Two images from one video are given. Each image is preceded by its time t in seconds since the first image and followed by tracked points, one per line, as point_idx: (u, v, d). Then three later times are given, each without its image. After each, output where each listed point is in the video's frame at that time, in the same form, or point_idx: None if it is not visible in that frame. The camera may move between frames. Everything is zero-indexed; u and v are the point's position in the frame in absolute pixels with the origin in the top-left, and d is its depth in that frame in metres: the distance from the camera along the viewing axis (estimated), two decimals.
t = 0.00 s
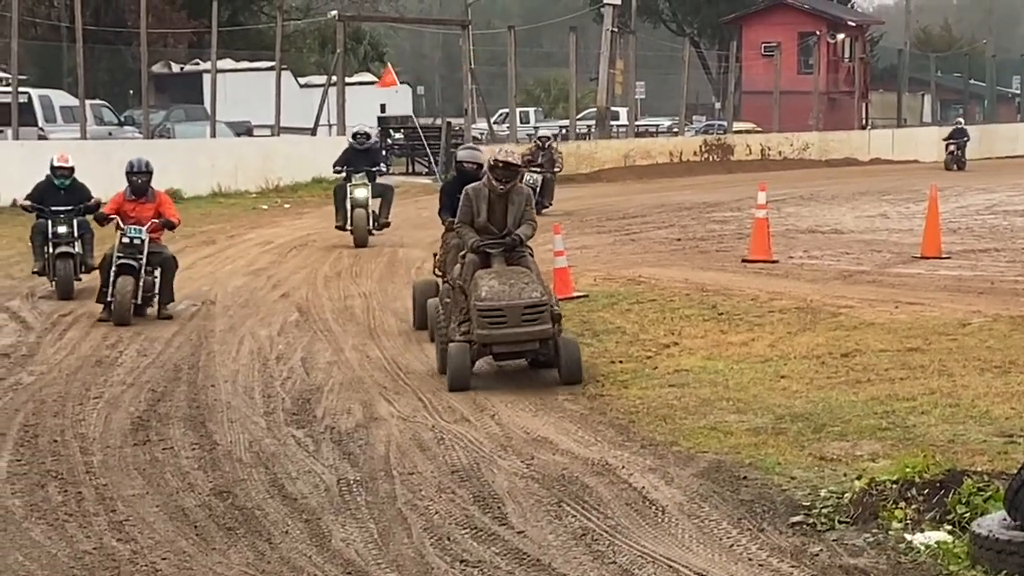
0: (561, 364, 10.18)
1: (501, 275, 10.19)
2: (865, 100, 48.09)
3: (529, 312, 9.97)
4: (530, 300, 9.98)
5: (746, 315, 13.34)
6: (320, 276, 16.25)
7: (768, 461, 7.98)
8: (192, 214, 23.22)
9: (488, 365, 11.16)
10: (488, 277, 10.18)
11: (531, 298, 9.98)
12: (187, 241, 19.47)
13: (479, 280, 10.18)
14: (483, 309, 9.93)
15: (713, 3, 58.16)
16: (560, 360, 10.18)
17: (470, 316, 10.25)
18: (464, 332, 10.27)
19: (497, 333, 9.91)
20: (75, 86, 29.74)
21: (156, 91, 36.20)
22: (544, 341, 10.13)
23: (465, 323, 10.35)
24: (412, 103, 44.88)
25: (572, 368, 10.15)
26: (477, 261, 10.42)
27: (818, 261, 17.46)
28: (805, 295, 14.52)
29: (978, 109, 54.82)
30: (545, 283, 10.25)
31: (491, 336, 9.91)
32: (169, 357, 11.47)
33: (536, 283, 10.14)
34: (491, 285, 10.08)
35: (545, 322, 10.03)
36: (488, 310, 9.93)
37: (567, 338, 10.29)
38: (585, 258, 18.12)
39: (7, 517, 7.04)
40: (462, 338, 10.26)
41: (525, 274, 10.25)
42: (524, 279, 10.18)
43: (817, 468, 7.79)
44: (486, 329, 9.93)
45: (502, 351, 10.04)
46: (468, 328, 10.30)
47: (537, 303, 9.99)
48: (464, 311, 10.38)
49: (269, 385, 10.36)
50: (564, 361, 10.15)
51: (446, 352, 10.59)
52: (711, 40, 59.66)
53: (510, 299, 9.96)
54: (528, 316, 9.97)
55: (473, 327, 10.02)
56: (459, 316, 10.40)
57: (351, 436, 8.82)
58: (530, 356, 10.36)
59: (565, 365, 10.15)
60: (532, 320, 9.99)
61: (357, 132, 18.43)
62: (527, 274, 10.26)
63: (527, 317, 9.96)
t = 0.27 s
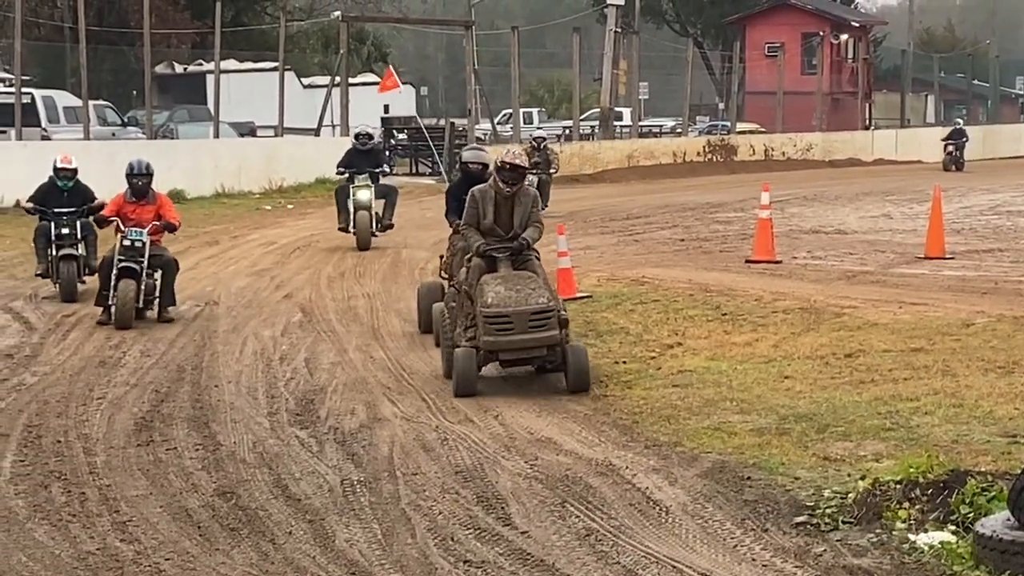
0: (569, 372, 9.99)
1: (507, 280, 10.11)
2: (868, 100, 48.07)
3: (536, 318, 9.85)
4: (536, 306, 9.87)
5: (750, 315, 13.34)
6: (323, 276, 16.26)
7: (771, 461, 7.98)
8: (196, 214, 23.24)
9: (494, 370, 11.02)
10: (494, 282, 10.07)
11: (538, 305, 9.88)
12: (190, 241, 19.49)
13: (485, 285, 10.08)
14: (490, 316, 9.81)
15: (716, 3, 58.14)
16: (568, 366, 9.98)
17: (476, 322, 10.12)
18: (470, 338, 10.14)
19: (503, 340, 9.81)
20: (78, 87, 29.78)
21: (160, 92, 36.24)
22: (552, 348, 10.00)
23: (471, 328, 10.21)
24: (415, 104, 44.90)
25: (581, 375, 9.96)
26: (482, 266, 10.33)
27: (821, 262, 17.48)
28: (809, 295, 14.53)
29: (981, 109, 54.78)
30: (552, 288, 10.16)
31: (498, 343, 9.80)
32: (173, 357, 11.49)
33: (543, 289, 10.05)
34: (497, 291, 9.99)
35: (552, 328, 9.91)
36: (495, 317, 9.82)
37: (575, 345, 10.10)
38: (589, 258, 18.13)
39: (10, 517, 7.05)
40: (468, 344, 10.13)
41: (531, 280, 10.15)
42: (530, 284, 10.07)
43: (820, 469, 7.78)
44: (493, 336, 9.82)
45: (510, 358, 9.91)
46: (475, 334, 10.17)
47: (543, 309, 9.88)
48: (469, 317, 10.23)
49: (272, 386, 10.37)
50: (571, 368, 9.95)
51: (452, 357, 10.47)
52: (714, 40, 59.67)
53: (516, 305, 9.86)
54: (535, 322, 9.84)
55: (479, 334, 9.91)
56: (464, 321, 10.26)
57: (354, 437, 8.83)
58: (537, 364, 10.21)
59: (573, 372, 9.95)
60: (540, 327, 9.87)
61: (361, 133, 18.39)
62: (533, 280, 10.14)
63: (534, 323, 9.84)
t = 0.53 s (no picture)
0: (578, 382, 9.67)
1: (516, 286, 9.84)
2: (873, 100, 48.05)
3: (544, 327, 9.56)
4: (546, 314, 9.58)
5: (755, 316, 13.35)
6: (329, 277, 16.29)
7: (777, 461, 7.99)
8: (201, 215, 23.28)
9: (504, 376, 10.77)
10: (503, 288, 9.82)
11: (546, 313, 9.59)
12: (195, 242, 19.53)
13: (493, 291, 9.82)
14: (497, 324, 9.54)
15: (721, 3, 58.16)
16: (577, 375, 9.65)
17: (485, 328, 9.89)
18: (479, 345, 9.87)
19: (512, 348, 9.53)
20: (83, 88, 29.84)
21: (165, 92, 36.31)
22: (561, 356, 9.71)
23: (479, 335, 10.01)
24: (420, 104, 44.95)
25: (589, 385, 9.64)
26: (490, 272, 10.12)
27: (826, 262, 17.49)
28: (814, 296, 14.54)
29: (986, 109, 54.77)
30: (562, 295, 9.87)
31: (506, 352, 9.53)
32: (178, 358, 11.51)
33: (552, 296, 9.75)
34: (505, 299, 9.71)
35: (561, 337, 9.62)
36: (503, 325, 9.54)
37: (586, 354, 9.73)
38: (594, 259, 18.15)
39: (16, 517, 7.06)
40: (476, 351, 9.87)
41: (541, 285, 9.89)
42: (540, 290, 9.79)
43: (825, 469, 7.79)
44: (501, 344, 9.54)
45: (519, 366, 9.64)
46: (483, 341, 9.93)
47: (552, 317, 9.59)
48: (477, 323, 10.05)
49: (277, 386, 10.39)
50: (580, 378, 9.64)
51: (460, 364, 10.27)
52: (719, 41, 59.68)
53: (525, 313, 9.56)
54: (544, 331, 9.55)
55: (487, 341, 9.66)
56: (473, 327, 10.06)
57: (359, 437, 8.84)
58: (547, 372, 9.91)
59: (582, 382, 9.64)
60: (549, 335, 9.58)
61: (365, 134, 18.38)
62: (542, 285, 9.91)
63: (543, 332, 9.55)
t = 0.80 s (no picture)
0: (586, 388, 9.53)
1: (524, 292, 9.64)
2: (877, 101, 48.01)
3: (553, 333, 9.39)
4: (554, 321, 9.40)
5: (759, 317, 13.35)
6: (333, 278, 16.28)
7: (781, 462, 7.98)
8: (205, 216, 23.28)
9: (510, 382, 10.62)
10: (511, 294, 9.62)
11: (556, 319, 9.41)
12: (199, 243, 19.53)
13: (501, 296, 9.63)
14: (506, 330, 9.37)
15: (725, 4, 58.14)
16: (586, 384, 9.51)
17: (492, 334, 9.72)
18: (485, 351, 9.73)
19: (520, 355, 9.37)
20: (87, 89, 29.87)
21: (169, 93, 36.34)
22: (569, 364, 9.56)
23: (485, 339, 9.81)
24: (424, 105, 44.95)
25: (598, 395, 9.52)
26: (497, 276, 9.90)
27: (830, 262, 17.49)
28: (818, 296, 14.53)
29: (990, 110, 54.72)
30: (571, 301, 9.69)
31: (513, 358, 9.37)
32: (182, 359, 11.51)
33: (561, 302, 9.58)
34: (514, 304, 9.52)
35: (570, 344, 9.44)
36: (511, 331, 9.38)
37: (593, 360, 9.64)
38: (598, 260, 18.14)
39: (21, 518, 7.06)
40: (483, 357, 9.72)
41: (550, 291, 9.69)
42: (548, 297, 9.60)
43: (829, 469, 7.78)
44: (509, 351, 9.39)
45: (527, 374, 9.49)
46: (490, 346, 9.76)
47: (561, 324, 9.41)
48: (484, 327, 9.84)
49: (281, 387, 10.39)
50: (589, 384, 9.50)
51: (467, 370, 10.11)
52: (722, 42, 59.66)
53: (534, 320, 9.39)
54: (553, 338, 9.39)
55: (495, 348, 9.47)
56: (479, 331, 9.86)
57: (363, 438, 8.84)
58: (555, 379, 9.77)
59: (590, 392, 9.50)
60: (557, 343, 9.41)
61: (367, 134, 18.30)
62: (551, 291, 9.68)
63: (552, 339, 9.38)
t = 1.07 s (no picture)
0: (596, 393, 9.40)
1: (533, 295, 9.55)
2: (881, 101, 47.97)
3: (562, 338, 9.29)
4: (563, 325, 9.29)
5: (763, 317, 13.35)
6: (337, 278, 16.29)
7: (785, 462, 7.98)
8: (208, 216, 23.29)
9: (518, 386, 10.43)
10: (519, 298, 9.50)
11: (564, 323, 9.31)
12: (203, 243, 19.55)
13: (509, 300, 9.51)
14: (513, 335, 9.27)
15: (729, 5, 58.13)
16: (596, 388, 9.38)
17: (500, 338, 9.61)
18: (493, 354, 9.61)
19: (529, 360, 9.25)
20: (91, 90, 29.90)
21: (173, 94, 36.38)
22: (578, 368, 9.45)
23: (493, 343, 9.70)
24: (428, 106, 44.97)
25: (608, 398, 9.38)
26: (505, 278, 9.79)
27: (834, 262, 17.48)
28: (822, 297, 14.52)
29: (994, 110, 54.66)
30: (580, 304, 9.60)
31: (522, 363, 9.26)
32: (186, 360, 11.52)
33: (570, 307, 9.47)
34: (521, 309, 9.42)
35: (579, 347, 9.36)
36: (519, 336, 9.27)
37: (602, 363, 9.51)
38: (602, 260, 18.14)
39: (25, 518, 7.07)
40: (490, 360, 9.61)
41: (558, 294, 9.57)
42: (557, 300, 9.48)
43: (833, 470, 7.78)
44: (517, 355, 9.28)
45: (535, 379, 9.38)
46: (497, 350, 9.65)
47: (570, 328, 9.31)
48: (492, 331, 9.75)
49: (285, 388, 10.39)
50: (599, 388, 9.37)
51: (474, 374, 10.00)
52: (726, 42, 59.66)
53: (542, 324, 9.29)
54: (562, 342, 9.30)
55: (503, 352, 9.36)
56: (487, 334, 9.82)
57: (367, 438, 8.84)
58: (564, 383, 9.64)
59: (600, 397, 9.37)
60: (567, 347, 9.32)
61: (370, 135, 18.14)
62: (559, 294, 9.58)
63: (561, 343, 9.29)
